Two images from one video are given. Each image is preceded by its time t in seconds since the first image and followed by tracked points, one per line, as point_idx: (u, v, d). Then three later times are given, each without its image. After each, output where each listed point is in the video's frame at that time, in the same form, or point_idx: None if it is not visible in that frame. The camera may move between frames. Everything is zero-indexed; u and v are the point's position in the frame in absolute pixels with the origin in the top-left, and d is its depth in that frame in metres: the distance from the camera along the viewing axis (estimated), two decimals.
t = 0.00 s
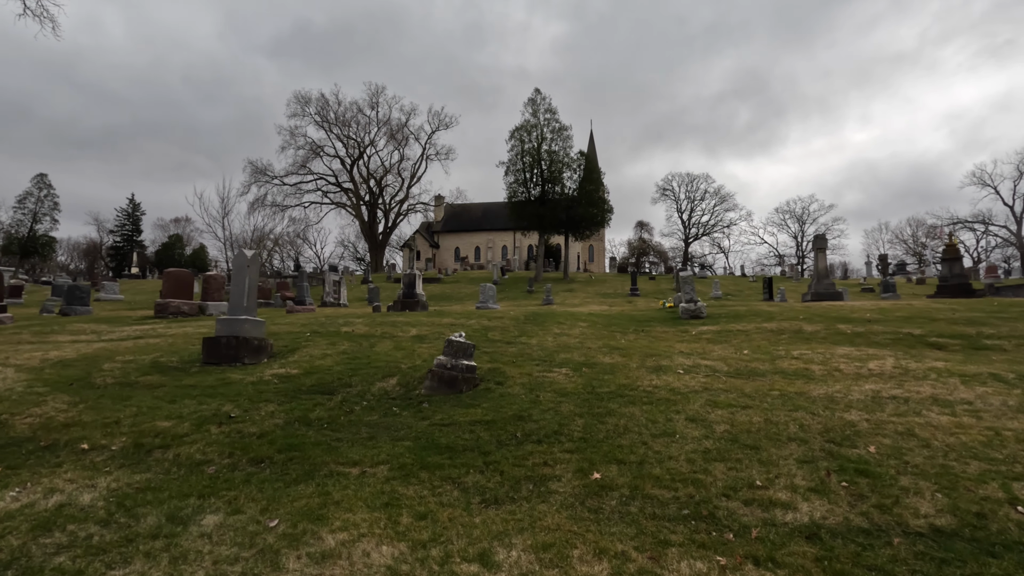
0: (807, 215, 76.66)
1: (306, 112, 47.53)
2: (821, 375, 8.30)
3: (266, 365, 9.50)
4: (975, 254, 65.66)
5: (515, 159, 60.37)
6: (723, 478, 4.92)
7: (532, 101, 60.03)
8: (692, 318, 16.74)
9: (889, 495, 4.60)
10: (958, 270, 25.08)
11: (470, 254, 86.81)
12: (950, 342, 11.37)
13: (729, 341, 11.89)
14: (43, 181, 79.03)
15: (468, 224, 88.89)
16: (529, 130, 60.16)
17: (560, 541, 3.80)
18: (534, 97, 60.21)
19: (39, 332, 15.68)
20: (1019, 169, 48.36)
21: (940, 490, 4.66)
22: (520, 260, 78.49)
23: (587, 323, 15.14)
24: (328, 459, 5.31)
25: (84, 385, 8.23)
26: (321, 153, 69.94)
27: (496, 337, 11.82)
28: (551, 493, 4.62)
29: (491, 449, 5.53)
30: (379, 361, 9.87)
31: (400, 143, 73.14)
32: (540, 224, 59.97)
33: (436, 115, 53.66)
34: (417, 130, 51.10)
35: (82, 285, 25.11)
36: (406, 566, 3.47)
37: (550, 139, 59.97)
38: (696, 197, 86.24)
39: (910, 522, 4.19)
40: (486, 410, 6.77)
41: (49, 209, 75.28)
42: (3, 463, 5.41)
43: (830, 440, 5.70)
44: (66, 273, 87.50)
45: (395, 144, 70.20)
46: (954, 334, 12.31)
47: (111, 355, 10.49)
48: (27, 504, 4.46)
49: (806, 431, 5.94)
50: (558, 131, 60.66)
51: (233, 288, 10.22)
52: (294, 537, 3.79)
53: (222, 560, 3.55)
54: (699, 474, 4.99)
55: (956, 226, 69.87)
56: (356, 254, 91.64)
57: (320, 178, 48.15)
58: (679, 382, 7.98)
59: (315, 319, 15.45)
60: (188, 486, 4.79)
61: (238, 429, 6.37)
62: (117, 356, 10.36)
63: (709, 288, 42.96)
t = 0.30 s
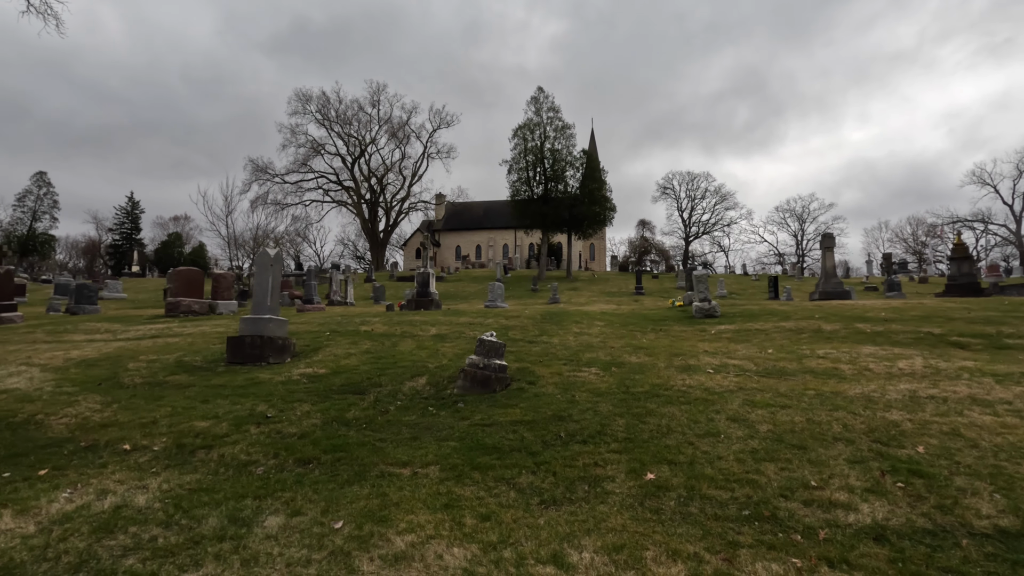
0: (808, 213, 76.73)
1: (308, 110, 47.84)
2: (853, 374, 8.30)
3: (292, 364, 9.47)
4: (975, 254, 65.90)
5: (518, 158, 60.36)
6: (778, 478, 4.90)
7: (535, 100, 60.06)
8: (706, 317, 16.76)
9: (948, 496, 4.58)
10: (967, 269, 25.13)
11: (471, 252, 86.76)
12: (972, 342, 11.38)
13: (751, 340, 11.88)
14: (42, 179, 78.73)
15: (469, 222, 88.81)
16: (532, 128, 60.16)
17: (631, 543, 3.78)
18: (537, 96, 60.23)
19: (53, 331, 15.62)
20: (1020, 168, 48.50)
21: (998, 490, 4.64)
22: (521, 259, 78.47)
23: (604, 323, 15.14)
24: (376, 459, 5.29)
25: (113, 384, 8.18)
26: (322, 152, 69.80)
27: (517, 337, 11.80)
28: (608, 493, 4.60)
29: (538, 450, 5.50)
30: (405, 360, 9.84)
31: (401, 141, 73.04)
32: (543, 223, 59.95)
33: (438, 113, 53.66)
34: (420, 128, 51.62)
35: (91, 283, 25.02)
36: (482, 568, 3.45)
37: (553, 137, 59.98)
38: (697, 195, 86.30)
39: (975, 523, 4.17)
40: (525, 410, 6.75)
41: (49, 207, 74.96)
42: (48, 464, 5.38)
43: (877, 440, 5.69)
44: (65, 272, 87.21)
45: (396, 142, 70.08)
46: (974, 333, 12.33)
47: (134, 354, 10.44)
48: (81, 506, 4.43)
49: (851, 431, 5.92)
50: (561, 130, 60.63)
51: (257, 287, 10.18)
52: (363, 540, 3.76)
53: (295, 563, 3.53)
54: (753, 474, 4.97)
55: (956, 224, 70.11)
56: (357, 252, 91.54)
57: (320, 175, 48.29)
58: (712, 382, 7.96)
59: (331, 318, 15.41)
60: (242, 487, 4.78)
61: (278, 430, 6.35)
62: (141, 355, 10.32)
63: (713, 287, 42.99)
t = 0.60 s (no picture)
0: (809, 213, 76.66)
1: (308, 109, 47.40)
2: (882, 377, 8.26)
3: (316, 366, 9.42)
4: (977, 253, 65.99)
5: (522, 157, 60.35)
6: (828, 483, 4.86)
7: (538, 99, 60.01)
8: (720, 318, 16.74)
9: (1002, 502, 4.54)
10: (976, 269, 25.07)
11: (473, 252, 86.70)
12: (993, 342, 11.35)
13: (771, 341, 11.86)
14: (42, 177, 78.54)
15: (471, 222, 88.77)
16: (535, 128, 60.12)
17: (695, 551, 3.74)
18: (540, 95, 60.16)
19: (66, 332, 15.58)
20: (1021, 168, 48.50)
21: None
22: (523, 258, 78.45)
23: (618, 323, 15.12)
24: (420, 465, 5.25)
25: (140, 387, 8.16)
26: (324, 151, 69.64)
27: (537, 338, 11.76)
28: (661, 500, 4.56)
29: (581, 454, 5.46)
30: (428, 362, 9.80)
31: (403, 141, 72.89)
32: (546, 222, 59.90)
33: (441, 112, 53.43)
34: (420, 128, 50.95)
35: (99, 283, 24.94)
36: None
37: (556, 137, 59.92)
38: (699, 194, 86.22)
39: None
40: (560, 413, 6.71)
41: (50, 206, 74.80)
42: (88, 469, 5.34)
43: (921, 445, 5.65)
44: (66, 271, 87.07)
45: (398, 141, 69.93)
46: (993, 334, 12.29)
47: (155, 356, 10.41)
48: (130, 512, 4.39)
49: (893, 435, 5.88)
50: (564, 130, 60.58)
51: (279, 288, 10.13)
52: (424, 548, 3.73)
53: (359, 572, 3.50)
54: (802, 479, 4.93)
55: (958, 224, 70.17)
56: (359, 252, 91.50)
57: (322, 175, 48.01)
58: (741, 384, 7.93)
59: (345, 318, 15.37)
60: (289, 493, 4.73)
61: (313, 434, 6.31)
62: (162, 357, 10.29)
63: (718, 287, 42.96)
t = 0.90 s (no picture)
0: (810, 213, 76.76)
1: (311, 107, 47.54)
2: (913, 374, 8.17)
3: (337, 363, 9.34)
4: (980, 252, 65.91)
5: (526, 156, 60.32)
6: (880, 480, 4.77)
7: (542, 98, 59.97)
8: (733, 316, 16.67)
9: None
10: (986, 268, 24.96)
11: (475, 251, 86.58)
12: (1016, 340, 11.25)
13: (792, 339, 11.78)
14: (43, 176, 78.66)
15: (473, 221, 88.71)
16: (539, 127, 60.05)
17: (758, 549, 3.65)
18: (544, 94, 60.10)
19: (77, 329, 15.51)
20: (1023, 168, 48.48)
21: None
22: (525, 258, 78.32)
23: (633, 321, 15.06)
24: (460, 460, 5.16)
25: (162, 383, 8.08)
26: (326, 150, 69.55)
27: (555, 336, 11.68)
28: (712, 496, 4.47)
29: (622, 450, 5.38)
30: (450, 359, 9.71)
31: (405, 140, 72.74)
32: (550, 221, 59.82)
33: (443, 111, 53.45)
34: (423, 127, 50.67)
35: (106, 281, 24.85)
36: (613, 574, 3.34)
37: (560, 136, 59.88)
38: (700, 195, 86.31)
39: None
40: (594, 410, 6.62)
41: (52, 205, 74.65)
42: (122, 465, 5.26)
43: (966, 442, 5.55)
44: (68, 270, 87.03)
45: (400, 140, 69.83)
46: (1014, 332, 12.21)
47: (173, 352, 10.33)
48: (172, 508, 4.31)
49: (936, 432, 5.79)
50: (568, 129, 60.52)
51: (298, 285, 10.03)
52: (481, 544, 3.65)
53: (418, 569, 3.41)
54: (852, 476, 4.84)
55: (961, 223, 70.11)
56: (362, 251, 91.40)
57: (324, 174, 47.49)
58: (772, 381, 7.85)
59: (359, 316, 15.29)
60: (331, 489, 4.65)
61: (345, 430, 6.23)
62: (181, 353, 10.21)
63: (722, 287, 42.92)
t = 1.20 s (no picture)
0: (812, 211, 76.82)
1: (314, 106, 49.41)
2: (950, 376, 8.07)
3: (364, 365, 9.24)
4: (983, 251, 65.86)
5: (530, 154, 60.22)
6: (944, 488, 4.66)
7: (546, 96, 59.85)
8: (749, 316, 16.60)
9: None
10: (998, 268, 24.85)
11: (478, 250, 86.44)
12: None
13: (816, 340, 11.68)
14: (45, 174, 78.44)
15: (475, 219, 88.52)
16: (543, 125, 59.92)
17: (838, 561, 3.55)
18: (548, 92, 59.99)
19: (92, 329, 15.42)
20: None
21: None
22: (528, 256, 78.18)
23: (651, 321, 14.96)
24: (511, 467, 5.06)
25: (190, 386, 7.98)
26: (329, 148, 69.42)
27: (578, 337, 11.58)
28: (776, 504, 4.37)
29: (673, 456, 5.27)
30: (477, 360, 9.61)
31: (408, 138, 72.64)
32: (555, 220, 59.70)
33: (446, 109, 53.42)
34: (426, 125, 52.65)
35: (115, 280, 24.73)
36: None
37: (564, 134, 59.76)
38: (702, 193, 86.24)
39: None
40: (635, 413, 6.52)
41: (53, 204, 74.38)
42: (164, 471, 5.16)
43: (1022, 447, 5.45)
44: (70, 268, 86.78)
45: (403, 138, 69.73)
46: None
47: (195, 353, 10.23)
48: (226, 517, 4.22)
49: (990, 437, 5.68)
50: (572, 127, 60.39)
51: (322, 285, 9.93)
52: (554, 557, 3.54)
53: None
54: (915, 484, 4.73)
55: (964, 221, 70.05)
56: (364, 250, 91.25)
57: (327, 172, 49.74)
58: (809, 384, 7.74)
59: (376, 316, 15.20)
60: (385, 496, 4.55)
61: (385, 434, 6.13)
62: (203, 354, 10.10)
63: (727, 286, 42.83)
